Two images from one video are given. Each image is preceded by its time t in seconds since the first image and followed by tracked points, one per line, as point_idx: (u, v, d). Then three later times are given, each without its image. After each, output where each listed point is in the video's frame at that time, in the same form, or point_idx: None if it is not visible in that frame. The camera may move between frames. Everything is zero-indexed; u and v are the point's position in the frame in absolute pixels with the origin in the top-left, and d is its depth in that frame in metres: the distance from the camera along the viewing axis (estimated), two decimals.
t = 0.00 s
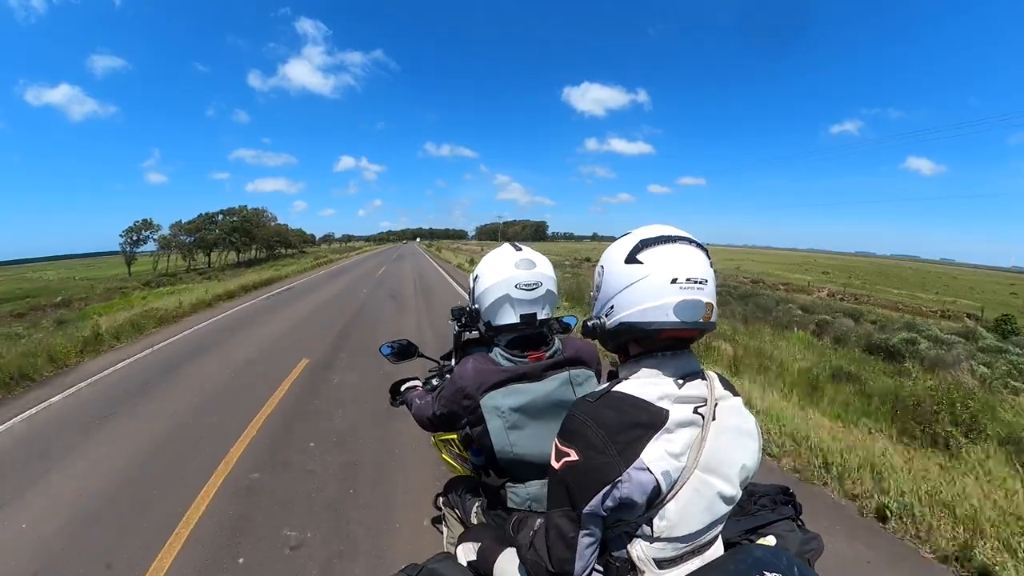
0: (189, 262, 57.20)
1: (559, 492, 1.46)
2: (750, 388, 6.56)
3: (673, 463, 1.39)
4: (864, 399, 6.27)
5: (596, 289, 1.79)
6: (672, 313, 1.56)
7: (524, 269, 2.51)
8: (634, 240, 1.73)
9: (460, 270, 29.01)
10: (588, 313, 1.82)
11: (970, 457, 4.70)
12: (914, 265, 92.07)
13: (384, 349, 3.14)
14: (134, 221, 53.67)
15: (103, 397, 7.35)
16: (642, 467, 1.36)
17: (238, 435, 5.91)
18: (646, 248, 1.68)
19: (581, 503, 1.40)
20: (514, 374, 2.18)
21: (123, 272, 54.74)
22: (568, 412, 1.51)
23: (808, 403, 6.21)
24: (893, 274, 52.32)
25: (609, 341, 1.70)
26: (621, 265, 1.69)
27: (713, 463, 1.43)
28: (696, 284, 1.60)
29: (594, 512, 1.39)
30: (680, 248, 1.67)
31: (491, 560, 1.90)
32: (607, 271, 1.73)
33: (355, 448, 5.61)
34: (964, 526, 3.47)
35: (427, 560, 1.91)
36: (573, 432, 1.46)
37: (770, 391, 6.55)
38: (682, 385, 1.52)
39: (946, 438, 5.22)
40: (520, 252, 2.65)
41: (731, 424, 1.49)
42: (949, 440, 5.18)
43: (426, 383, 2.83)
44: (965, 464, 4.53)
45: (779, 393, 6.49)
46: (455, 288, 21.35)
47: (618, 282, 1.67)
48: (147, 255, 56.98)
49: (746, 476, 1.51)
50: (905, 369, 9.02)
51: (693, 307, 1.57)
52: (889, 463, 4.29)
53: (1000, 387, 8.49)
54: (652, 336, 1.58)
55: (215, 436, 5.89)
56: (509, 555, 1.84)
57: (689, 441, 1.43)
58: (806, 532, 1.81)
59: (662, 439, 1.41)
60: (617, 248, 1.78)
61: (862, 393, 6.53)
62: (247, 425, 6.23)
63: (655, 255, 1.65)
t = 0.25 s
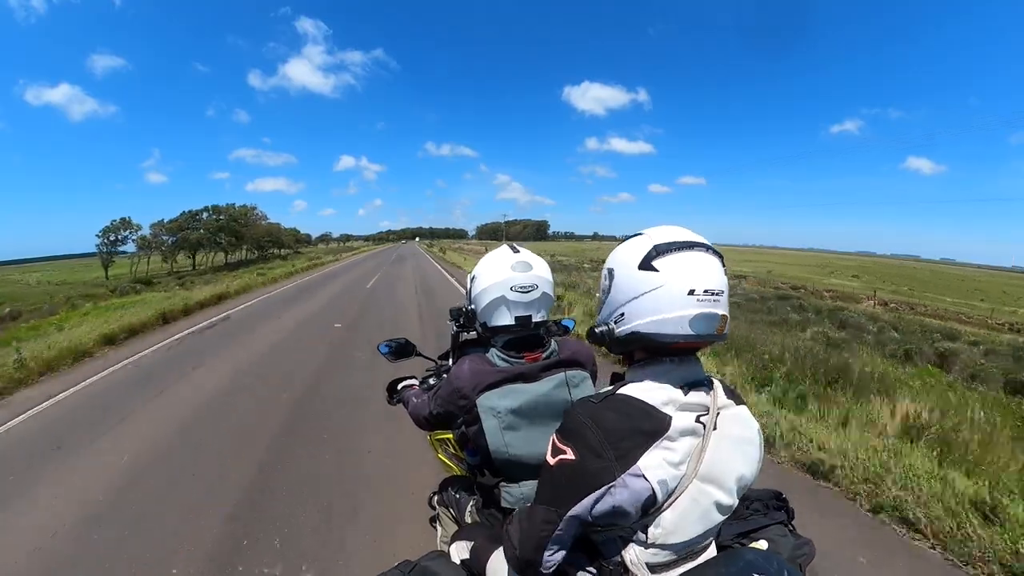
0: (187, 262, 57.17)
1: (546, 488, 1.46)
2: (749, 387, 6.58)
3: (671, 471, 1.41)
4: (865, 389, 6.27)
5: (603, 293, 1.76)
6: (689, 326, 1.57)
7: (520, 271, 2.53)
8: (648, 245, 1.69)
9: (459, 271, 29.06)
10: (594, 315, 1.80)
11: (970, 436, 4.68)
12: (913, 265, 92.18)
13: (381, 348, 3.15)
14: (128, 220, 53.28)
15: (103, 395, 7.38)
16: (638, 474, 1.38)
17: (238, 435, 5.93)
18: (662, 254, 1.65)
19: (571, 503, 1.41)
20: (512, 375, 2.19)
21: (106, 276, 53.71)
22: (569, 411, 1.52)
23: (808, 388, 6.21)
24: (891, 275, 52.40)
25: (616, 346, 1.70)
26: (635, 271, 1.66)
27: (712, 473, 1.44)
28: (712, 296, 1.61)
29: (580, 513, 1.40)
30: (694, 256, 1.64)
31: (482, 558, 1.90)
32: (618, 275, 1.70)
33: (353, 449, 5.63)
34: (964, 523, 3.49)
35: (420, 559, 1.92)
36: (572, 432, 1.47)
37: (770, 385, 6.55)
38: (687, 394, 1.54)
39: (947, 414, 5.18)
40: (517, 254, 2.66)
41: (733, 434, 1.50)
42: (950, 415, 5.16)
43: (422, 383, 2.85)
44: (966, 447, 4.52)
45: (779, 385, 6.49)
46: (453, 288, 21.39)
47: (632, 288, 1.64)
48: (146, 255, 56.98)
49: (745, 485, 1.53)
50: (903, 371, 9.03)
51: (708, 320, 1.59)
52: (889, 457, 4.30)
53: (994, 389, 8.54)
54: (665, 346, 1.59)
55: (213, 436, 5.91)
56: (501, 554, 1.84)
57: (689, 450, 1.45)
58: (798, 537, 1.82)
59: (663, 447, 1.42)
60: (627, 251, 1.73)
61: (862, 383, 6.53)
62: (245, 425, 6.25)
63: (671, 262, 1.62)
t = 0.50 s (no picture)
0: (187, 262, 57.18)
1: (540, 485, 1.47)
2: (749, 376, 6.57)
3: (671, 481, 1.40)
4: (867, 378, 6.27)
5: (615, 296, 1.74)
6: (707, 332, 1.57)
7: (518, 270, 2.53)
8: (665, 247, 1.68)
9: (459, 271, 29.07)
10: (605, 318, 1.78)
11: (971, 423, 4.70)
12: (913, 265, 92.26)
13: (381, 346, 3.15)
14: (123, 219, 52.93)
15: (103, 396, 7.39)
16: (632, 481, 1.38)
17: (237, 435, 5.94)
18: (679, 257, 1.65)
19: (562, 502, 1.42)
20: (512, 375, 2.19)
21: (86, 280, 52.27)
22: (570, 411, 1.52)
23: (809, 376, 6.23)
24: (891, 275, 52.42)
25: (627, 351, 1.68)
26: (652, 273, 1.65)
27: (714, 483, 1.44)
28: (733, 301, 1.61)
29: (571, 513, 1.41)
30: (714, 260, 1.64)
31: (479, 556, 1.91)
32: (633, 278, 1.68)
33: (352, 449, 5.64)
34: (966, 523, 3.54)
35: (417, 558, 1.92)
36: (571, 432, 1.47)
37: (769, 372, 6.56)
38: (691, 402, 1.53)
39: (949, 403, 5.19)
40: (515, 253, 2.66)
41: (736, 444, 1.50)
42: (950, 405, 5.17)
43: (421, 381, 2.85)
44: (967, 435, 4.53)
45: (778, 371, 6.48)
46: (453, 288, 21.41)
47: (648, 292, 1.63)
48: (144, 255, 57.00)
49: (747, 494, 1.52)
50: (905, 372, 9.02)
51: (725, 325, 1.60)
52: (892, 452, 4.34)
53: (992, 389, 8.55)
54: (680, 353, 1.58)
55: (213, 437, 5.92)
56: (498, 555, 1.85)
57: (692, 459, 1.43)
58: (797, 542, 1.82)
59: (664, 455, 1.41)
60: (640, 254, 1.71)
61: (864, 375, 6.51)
62: (245, 425, 6.27)
63: (689, 265, 1.62)
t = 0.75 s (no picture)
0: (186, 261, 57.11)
1: (540, 496, 1.45)
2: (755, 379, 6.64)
3: (674, 490, 1.40)
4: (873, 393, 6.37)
5: (616, 301, 1.74)
6: (712, 335, 1.58)
7: (521, 269, 2.53)
8: (667, 249, 1.68)
9: (458, 271, 29.06)
10: (605, 323, 1.78)
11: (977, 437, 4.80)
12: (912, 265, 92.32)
13: (380, 346, 3.15)
14: (121, 220, 52.69)
15: (102, 397, 7.38)
16: (635, 490, 1.38)
17: (237, 436, 5.94)
18: (681, 259, 1.65)
19: (564, 514, 1.41)
20: (511, 377, 2.19)
21: (73, 282, 51.41)
22: (570, 420, 1.50)
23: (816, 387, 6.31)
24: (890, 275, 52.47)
25: (629, 359, 1.67)
26: (653, 277, 1.65)
27: (716, 492, 1.44)
28: (736, 303, 1.62)
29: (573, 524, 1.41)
30: (716, 261, 1.65)
31: (477, 557, 1.90)
32: (634, 282, 1.68)
33: (352, 449, 5.65)
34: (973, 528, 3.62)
35: (415, 559, 1.92)
36: (571, 442, 1.45)
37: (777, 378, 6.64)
38: (696, 409, 1.52)
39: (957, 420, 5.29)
40: (518, 251, 2.66)
41: (738, 451, 1.50)
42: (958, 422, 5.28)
43: (421, 381, 2.85)
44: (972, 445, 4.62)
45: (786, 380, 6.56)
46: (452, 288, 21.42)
47: (650, 296, 1.63)
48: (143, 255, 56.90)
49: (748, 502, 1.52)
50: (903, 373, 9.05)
51: (729, 328, 1.60)
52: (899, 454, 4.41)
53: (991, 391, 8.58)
54: (685, 357, 1.58)
55: (213, 437, 5.92)
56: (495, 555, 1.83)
57: (695, 467, 1.44)
58: (794, 546, 1.82)
59: (666, 464, 1.41)
60: (642, 257, 1.71)
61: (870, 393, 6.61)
62: (245, 426, 6.27)
63: (691, 268, 1.63)
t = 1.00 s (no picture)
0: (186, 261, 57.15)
1: (567, 515, 1.39)
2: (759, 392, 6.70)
3: (691, 490, 1.39)
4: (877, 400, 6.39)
5: (619, 303, 1.74)
6: (718, 336, 1.57)
7: (527, 269, 2.52)
8: (671, 251, 1.68)
9: (459, 271, 29.08)
10: (608, 327, 1.77)
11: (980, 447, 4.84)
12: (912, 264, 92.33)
13: (382, 346, 3.15)
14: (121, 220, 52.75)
15: (103, 398, 7.41)
16: (662, 495, 1.35)
17: (237, 436, 5.96)
18: (685, 261, 1.65)
19: (595, 529, 1.35)
20: (513, 375, 2.19)
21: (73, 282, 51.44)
22: (585, 432, 1.47)
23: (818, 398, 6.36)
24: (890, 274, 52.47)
25: (633, 361, 1.66)
26: (658, 279, 1.65)
27: (729, 491, 1.43)
28: (741, 304, 1.62)
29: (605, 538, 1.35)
30: (721, 263, 1.65)
31: (477, 554, 1.90)
32: (637, 285, 1.68)
33: (352, 449, 5.66)
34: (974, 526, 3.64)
35: (415, 555, 1.91)
36: (591, 454, 1.41)
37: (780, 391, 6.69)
38: (706, 409, 1.53)
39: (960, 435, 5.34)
40: (524, 251, 2.65)
41: (749, 451, 1.50)
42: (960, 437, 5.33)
43: (423, 380, 2.85)
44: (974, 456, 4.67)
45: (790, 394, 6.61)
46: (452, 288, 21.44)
47: (653, 300, 1.63)
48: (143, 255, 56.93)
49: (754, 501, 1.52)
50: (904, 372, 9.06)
51: (735, 330, 1.60)
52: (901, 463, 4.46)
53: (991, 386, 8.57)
54: (692, 358, 1.57)
55: (214, 437, 5.93)
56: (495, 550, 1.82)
57: (710, 466, 1.43)
58: (791, 543, 1.81)
59: (688, 466, 1.40)
60: (647, 260, 1.71)
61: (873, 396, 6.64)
62: (245, 426, 6.29)
63: (696, 269, 1.63)
